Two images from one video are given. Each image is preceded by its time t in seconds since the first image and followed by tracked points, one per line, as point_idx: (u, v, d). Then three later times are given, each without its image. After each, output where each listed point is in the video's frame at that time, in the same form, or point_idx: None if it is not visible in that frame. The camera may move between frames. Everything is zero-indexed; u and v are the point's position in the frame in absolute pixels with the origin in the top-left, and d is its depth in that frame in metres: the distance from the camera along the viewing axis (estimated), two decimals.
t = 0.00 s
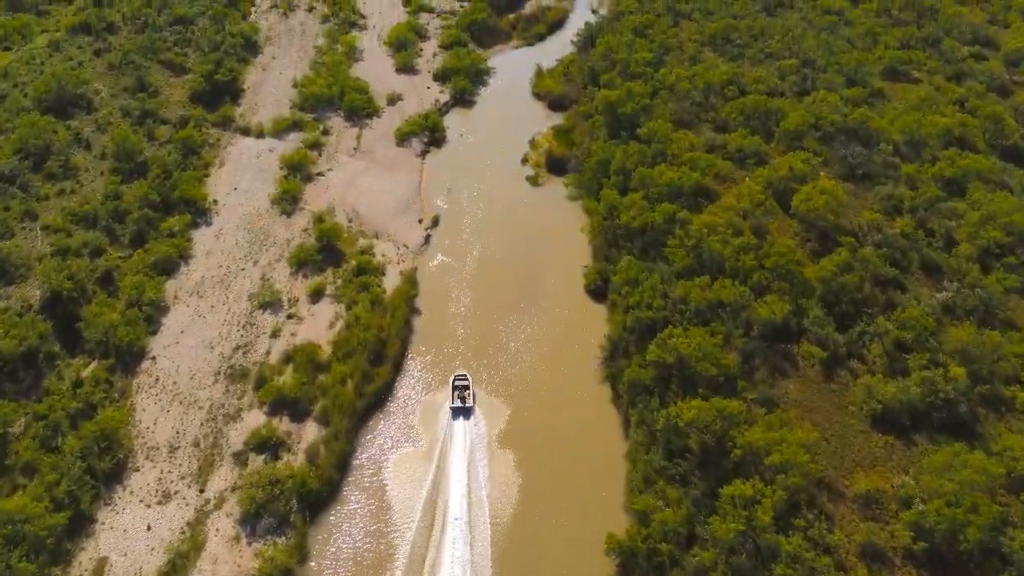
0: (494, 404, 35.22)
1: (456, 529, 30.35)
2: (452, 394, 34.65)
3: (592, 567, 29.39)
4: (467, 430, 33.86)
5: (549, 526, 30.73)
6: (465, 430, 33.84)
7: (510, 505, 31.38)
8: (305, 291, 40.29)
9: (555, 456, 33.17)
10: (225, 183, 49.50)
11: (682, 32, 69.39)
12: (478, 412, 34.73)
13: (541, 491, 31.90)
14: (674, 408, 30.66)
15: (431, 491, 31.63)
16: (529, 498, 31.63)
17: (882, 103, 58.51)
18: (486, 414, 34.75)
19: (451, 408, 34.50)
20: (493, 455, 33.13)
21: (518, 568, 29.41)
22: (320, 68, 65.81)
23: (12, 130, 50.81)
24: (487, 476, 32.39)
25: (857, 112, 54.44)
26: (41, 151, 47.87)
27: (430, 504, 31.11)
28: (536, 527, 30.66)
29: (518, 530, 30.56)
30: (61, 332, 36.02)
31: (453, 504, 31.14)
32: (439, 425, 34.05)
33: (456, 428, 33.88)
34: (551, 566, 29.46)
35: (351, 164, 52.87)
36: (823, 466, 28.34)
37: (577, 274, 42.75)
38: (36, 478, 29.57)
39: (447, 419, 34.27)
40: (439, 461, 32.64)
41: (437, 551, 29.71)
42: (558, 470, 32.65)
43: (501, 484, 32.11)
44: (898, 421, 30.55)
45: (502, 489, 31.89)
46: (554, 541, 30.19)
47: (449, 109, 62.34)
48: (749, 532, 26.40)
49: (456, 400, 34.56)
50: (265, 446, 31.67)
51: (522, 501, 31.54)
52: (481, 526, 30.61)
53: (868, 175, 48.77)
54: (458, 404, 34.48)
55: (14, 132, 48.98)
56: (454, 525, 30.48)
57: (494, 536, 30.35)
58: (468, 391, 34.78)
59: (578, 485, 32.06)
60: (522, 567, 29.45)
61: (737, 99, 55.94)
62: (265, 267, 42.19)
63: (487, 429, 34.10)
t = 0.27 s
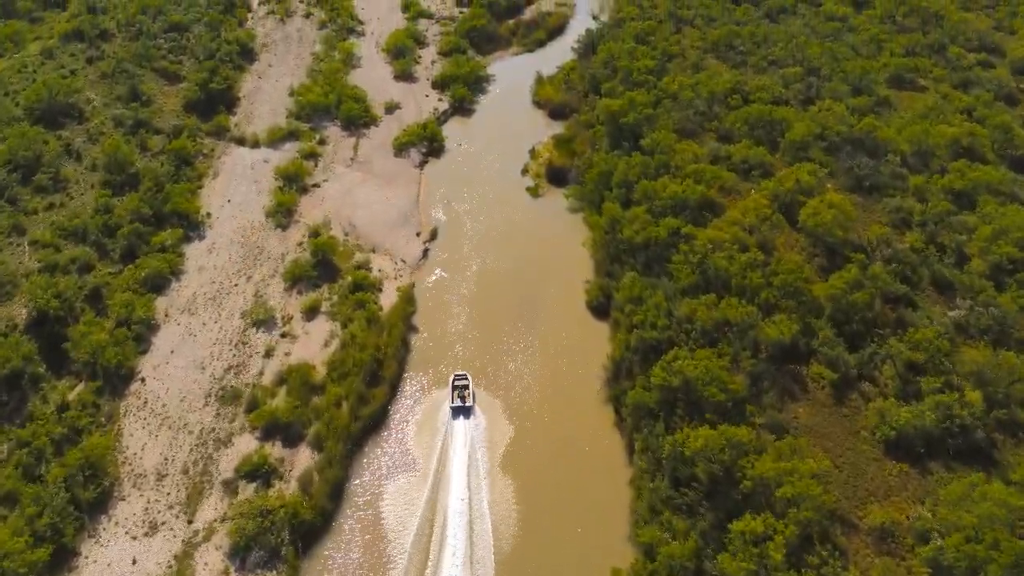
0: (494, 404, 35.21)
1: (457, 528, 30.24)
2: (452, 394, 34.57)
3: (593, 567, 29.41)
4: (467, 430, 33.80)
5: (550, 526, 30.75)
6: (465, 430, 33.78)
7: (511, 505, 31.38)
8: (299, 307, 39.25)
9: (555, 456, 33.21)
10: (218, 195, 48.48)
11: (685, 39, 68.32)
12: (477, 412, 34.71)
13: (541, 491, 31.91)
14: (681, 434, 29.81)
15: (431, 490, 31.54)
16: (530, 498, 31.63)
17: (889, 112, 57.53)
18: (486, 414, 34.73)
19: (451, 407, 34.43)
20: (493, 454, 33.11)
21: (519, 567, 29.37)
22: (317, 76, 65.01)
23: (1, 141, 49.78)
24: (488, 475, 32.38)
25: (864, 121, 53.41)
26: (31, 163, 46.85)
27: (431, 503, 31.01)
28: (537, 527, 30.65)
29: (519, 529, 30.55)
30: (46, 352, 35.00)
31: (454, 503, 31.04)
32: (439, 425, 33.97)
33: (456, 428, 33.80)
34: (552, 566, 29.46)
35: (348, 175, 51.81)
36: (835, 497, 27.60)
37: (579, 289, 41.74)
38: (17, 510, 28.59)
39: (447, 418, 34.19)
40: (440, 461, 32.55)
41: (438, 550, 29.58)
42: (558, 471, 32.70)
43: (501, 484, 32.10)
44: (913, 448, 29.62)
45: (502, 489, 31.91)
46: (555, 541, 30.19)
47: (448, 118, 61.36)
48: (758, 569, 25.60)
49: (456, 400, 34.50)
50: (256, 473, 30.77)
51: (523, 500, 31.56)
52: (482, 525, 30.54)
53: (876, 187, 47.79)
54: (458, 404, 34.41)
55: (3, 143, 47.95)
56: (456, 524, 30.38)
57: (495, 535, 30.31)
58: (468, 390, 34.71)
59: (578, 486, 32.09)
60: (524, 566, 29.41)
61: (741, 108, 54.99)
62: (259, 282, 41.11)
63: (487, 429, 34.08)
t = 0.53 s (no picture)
0: (494, 404, 35.28)
1: (456, 525, 30.28)
2: (451, 393, 34.67)
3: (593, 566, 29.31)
4: (467, 429, 33.89)
5: (550, 523, 30.75)
6: (464, 429, 33.88)
7: (510, 503, 31.39)
8: (293, 325, 38.18)
9: (554, 455, 33.21)
10: (212, 207, 47.43)
11: (687, 45, 67.25)
12: (477, 411, 34.79)
13: (541, 489, 31.91)
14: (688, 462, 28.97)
15: (431, 488, 31.60)
16: (530, 497, 31.61)
17: (895, 120, 56.50)
18: (485, 413, 34.79)
19: (451, 407, 34.50)
20: (492, 453, 33.20)
21: (519, 566, 29.35)
22: (314, 83, 64.05)
23: None
24: (487, 474, 32.45)
25: (871, 130, 52.40)
26: (19, 175, 45.81)
27: (431, 502, 31.04)
28: (538, 524, 30.66)
29: (519, 527, 30.53)
30: (31, 374, 33.98)
31: (453, 502, 31.10)
32: (439, 424, 34.06)
33: (456, 427, 33.91)
34: (552, 563, 29.42)
35: (344, 186, 50.72)
36: (849, 531, 26.91)
37: (580, 305, 40.69)
38: None
39: (447, 418, 34.29)
40: (440, 460, 32.62)
41: (438, 548, 29.59)
42: (558, 470, 32.65)
43: (501, 483, 32.08)
44: (928, 477, 28.71)
45: (502, 487, 31.95)
46: (556, 539, 30.17)
47: (446, 126, 60.34)
48: None
49: (456, 399, 34.58)
50: (246, 503, 29.89)
51: (523, 498, 31.56)
52: (482, 524, 30.55)
53: (884, 199, 46.78)
54: (458, 403, 34.49)
55: None
56: (455, 522, 30.41)
57: (495, 533, 30.32)
58: (467, 390, 34.78)
59: (578, 484, 32.07)
60: (524, 563, 29.38)
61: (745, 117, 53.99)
62: (252, 298, 40.05)
63: (486, 428, 34.15)
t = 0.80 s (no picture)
0: (494, 403, 35.22)
1: (457, 523, 30.33)
2: (450, 393, 34.60)
3: (593, 564, 29.26)
4: (466, 429, 33.81)
5: (551, 520, 30.72)
6: (464, 429, 33.79)
7: (510, 500, 31.37)
8: (286, 344, 37.08)
9: (555, 454, 33.14)
10: (205, 219, 46.39)
11: (690, 51, 66.24)
12: (477, 410, 34.72)
13: (541, 489, 31.78)
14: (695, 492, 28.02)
15: (431, 486, 31.62)
16: (531, 494, 31.57)
17: (902, 129, 55.54)
18: (485, 413, 34.72)
19: (450, 406, 34.43)
20: (491, 450, 33.19)
21: (520, 564, 29.26)
22: (310, 91, 63.07)
23: None
24: (487, 473, 32.36)
25: (878, 140, 51.45)
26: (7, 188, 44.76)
27: (432, 501, 31.07)
28: (538, 524, 30.53)
29: (519, 524, 30.51)
30: (16, 398, 33.10)
31: (454, 500, 31.13)
32: (438, 424, 33.99)
33: (455, 427, 33.84)
34: (553, 560, 29.40)
35: (341, 197, 49.65)
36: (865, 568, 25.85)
37: (581, 324, 39.66)
38: None
39: (446, 417, 34.22)
40: (439, 460, 32.54)
41: (438, 545, 29.63)
42: (559, 468, 32.61)
43: (501, 481, 32.02)
44: (946, 508, 27.62)
45: (502, 484, 31.93)
46: (556, 536, 30.15)
47: (445, 135, 59.28)
48: None
49: (456, 398, 34.51)
50: (235, 535, 28.94)
51: (523, 496, 31.50)
52: (482, 521, 30.55)
53: (892, 212, 45.76)
54: (457, 402, 34.42)
55: None
56: (456, 520, 30.45)
57: (495, 530, 30.28)
58: (467, 389, 34.70)
59: (579, 481, 32.02)
60: (524, 560, 29.37)
61: (750, 126, 53.06)
62: (244, 315, 38.96)
63: (486, 427, 34.07)
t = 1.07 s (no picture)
0: (494, 403, 35.21)
1: (458, 520, 30.31)
2: (450, 393, 34.50)
3: (594, 563, 29.22)
4: (466, 430, 33.74)
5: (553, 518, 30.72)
6: (463, 430, 33.73)
7: (511, 498, 31.39)
8: (280, 364, 35.96)
9: (555, 454, 33.15)
10: (198, 232, 45.30)
11: (694, 59, 65.26)
12: (477, 410, 34.68)
13: (541, 490, 31.73)
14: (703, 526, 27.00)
15: (432, 484, 31.60)
16: (531, 493, 31.54)
17: (911, 139, 54.48)
18: (485, 414, 34.69)
19: (450, 406, 34.34)
20: (491, 450, 33.17)
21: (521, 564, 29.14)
22: (308, 98, 62.06)
23: None
24: (487, 474, 32.29)
25: (887, 151, 50.38)
26: None
27: (433, 498, 31.05)
28: (539, 524, 30.45)
29: (521, 522, 30.50)
30: None
31: (455, 498, 31.11)
32: (438, 425, 33.90)
33: (455, 427, 33.77)
34: (554, 558, 29.38)
35: (337, 210, 48.55)
36: None
37: (584, 344, 38.62)
38: None
39: (446, 418, 34.13)
40: (440, 461, 32.45)
41: (440, 542, 29.61)
42: (559, 467, 32.64)
43: (501, 486, 31.88)
44: (966, 542, 26.52)
45: (502, 483, 31.93)
46: (558, 534, 30.13)
47: (444, 145, 58.24)
48: None
49: (456, 398, 34.42)
50: (224, 568, 27.87)
51: (524, 496, 31.48)
52: (483, 519, 30.54)
53: (903, 225, 44.70)
54: (457, 403, 34.30)
55: None
56: (457, 517, 30.42)
57: (496, 530, 30.23)
58: (467, 390, 34.61)
59: (580, 481, 32.06)
60: (525, 559, 29.27)
61: (756, 136, 51.98)
62: (237, 333, 37.82)
63: (485, 429, 34.03)
